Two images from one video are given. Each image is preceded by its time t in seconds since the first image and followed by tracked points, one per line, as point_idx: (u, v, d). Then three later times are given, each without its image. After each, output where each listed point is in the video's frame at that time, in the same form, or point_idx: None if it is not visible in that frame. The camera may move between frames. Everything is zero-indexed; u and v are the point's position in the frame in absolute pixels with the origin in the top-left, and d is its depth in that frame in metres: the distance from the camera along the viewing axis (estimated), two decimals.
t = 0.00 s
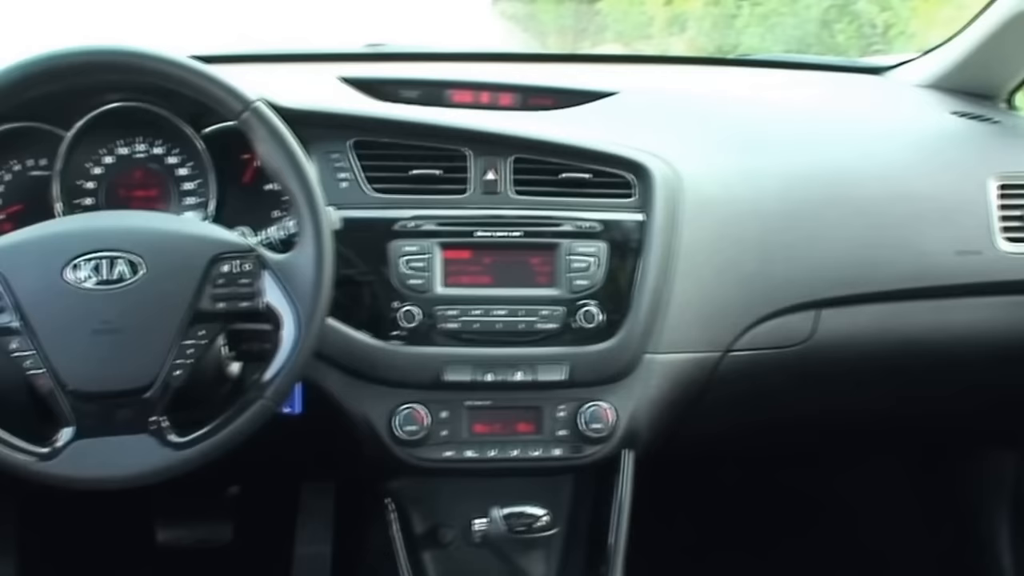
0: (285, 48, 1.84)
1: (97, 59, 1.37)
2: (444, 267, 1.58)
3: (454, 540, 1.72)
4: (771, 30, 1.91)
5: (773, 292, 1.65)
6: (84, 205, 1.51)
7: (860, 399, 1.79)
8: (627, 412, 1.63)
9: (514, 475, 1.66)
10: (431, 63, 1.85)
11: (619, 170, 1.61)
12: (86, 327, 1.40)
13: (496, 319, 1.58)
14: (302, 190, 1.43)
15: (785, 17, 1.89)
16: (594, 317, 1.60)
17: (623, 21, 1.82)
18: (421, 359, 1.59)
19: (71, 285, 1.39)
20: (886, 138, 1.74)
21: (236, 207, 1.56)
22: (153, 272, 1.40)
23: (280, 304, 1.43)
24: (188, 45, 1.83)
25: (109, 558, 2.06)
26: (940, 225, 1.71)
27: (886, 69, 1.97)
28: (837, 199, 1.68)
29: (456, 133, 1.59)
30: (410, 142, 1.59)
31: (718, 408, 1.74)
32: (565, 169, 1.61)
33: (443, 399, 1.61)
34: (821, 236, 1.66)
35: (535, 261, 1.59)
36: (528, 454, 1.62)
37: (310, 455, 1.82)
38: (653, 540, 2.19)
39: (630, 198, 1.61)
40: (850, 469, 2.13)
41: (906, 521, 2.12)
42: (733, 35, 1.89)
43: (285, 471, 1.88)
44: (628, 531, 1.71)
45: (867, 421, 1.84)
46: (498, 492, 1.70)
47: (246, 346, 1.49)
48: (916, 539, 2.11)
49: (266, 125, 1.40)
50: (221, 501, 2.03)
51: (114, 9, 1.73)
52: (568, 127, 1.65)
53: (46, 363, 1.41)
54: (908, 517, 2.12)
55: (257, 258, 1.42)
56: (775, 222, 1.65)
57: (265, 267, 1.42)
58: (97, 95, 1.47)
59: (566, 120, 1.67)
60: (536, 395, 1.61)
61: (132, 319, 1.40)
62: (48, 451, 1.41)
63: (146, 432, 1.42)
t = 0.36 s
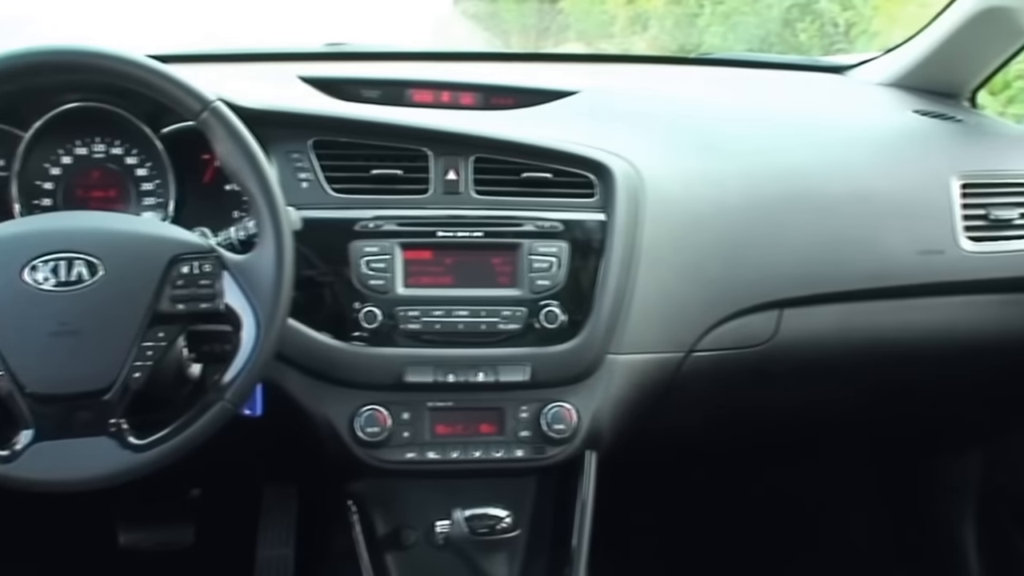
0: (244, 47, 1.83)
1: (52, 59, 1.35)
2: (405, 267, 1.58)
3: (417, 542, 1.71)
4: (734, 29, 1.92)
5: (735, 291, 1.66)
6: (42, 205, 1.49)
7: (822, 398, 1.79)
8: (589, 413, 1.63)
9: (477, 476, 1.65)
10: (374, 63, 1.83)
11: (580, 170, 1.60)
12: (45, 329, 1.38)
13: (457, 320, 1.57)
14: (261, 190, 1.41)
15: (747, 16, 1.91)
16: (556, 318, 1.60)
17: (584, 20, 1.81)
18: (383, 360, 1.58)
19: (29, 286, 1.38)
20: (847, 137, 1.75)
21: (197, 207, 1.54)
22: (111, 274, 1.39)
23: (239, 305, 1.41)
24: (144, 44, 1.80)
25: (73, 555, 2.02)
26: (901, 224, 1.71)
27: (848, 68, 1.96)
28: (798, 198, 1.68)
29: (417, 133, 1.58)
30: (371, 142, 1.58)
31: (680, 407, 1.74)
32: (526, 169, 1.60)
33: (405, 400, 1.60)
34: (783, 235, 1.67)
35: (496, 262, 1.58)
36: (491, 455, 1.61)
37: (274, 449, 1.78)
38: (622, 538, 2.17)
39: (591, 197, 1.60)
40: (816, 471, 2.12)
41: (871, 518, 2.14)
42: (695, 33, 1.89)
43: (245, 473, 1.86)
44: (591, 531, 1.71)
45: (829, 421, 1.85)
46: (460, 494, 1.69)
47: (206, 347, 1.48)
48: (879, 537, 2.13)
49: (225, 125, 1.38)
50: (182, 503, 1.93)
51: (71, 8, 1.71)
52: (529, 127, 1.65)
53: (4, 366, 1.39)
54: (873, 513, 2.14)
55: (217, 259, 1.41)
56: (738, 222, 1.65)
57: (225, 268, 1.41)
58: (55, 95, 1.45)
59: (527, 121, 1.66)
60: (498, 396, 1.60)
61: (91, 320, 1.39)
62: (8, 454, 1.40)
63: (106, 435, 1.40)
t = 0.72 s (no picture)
0: (221, 46, 1.82)
1: (29, 59, 1.34)
2: (384, 267, 1.57)
3: (397, 543, 1.71)
4: (713, 28, 1.90)
5: (715, 291, 1.65)
6: (18, 205, 1.48)
7: (802, 397, 1.80)
8: (569, 414, 1.63)
9: (456, 477, 1.65)
10: (353, 63, 1.81)
11: (558, 169, 1.60)
12: (21, 330, 1.37)
13: (437, 320, 1.57)
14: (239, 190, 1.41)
15: (727, 14, 1.90)
16: (536, 318, 1.59)
17: (564, 20, 1.81)
18: (362, 361, 1.57)
19: (5, 287, 1.37)
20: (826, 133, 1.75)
21: (174, 208, 1.54)
22: (89, 274, 1.38)
23: (217, 306, 1.40)
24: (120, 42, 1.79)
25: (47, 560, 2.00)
26: (881, 224, 1.71)
27: (827, 67, 1.97)
28: (777, 197, 1.68)
29: (395, 133, 1.57)
30: (349, 141, 1.57)
31: (661, 407, 1.74)
32: (505, 168, 1.60)
33: (384, 401, 1.60)
34: (762, 235, 1.67)
35: (475, 262, 1.58)
36: (470, 455, 1.60)
37: (252, 449, 1.77)
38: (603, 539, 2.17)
39: (570, 197, 1.60)
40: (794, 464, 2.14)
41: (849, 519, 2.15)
42: (675, 32, 1.89)
43: (224, 475, 1.85)
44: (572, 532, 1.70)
45: (809, 419, 1.85)
46: (439, 496, 1.69)
47: (184, 347, 1.47)
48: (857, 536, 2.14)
49: (202, 125, 1.38)
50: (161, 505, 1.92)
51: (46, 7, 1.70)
52: (508, 126, 1.64)
53: None
54: (853, 513, 2.14)
55: (195, 259, 1.40)
56: (717, 221, 1.65)
57: (203, 268, 1.40)
58: (31, 95, 1.45)
59: (505, 121, 1.65)
60: (477, 397, 1.60)
61: (68, 321, 1.38)
62: None
63: (83, 436, 1.39)
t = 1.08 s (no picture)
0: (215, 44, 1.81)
1: (26, 57, 1.34)
2: (381, 267, 1.57)
3: (395, 544, 1.69)
4: (710, 27, 1.89)
5: (713, 290, 1.65)
6: (13, 205, 1.47)
7: (800, 397, 1.79)
8: (567, 414, 1.62)
9: (454, 477, 1.64)
10: (352, 62, 1.81)
11: (556, 167, 1.59)
12: (16, 331, 1.37)
13: (434, 320, 1.56)
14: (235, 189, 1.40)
15: (724, 13, 1.88)
16: (533, 317, 1.59)
17: (561, 19, 1.81)
18: (359, 361, 1.57)
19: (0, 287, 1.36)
20: (824, 129, 1.75)
21: (169, 207, 1.54)
22: (84, 273, 1.37)
23: (213, 305, 1.40)
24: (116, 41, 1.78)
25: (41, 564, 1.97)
26: (879, 222, 1.70)
27: (825, 66, 1.97)
28: (775, 195, 1.67)
29: (391, 131, 1.57)
30: (346, 141, 1.57)
31: (660, 406, 1.73)
32: (502, 167, 1.59)
33: (381, 401, 1.59)
34: (759, 234, 1.66)
35: (472, 261, 1.58)
36: (468, 455, 1.60)
37: (248, 450, 1.76)
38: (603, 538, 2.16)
39: (568, 196, 1.59)
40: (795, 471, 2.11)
41: (848, 517, 2.15)
42: (672, 31, 1.88)
43: (221, 476, 1.84)
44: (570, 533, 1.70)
45: (808, 418, 1.84)
46: (437, 496, 1.68)
47: (180, 347, 1.46)
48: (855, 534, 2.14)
49: (198, 124, 1.37)
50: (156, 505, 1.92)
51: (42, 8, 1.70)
52: (504, 124, 1.63)
53: None
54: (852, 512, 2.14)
55: (190, 259, 1.39)
56: (715, 220, 1.64)
57: (198, 268, 1.40)
58: (25, 94, 1.44)
59: (502, 120, 1.64)
60: (475, 396, 1.59)
61: (64, 322, 1.37)
62: None
63: (79, 437, 1.38)
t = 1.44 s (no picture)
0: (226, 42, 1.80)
1: (42, 57, 1.33)
2: (396, 266, 1.56)
3: (410, 543, 1.69)
4: (725, 24, 1.89)
5: (729, 289, 1.64)
6: (28, 203, 1.48)
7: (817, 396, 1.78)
8: (583, 413, 1.62)
9: (469, 476, 1.63)
10: (366, 60, 1.80)
11: (571, 166, 1.59)
12: (32, 329, 1.36)
13: (449, 319, 1.56)
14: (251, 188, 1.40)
15: (739, 11, 1.89)
16: (549, 316, 1.58)
17: (574, 16, 1.81)
18: (374, 360, 1.56)
19: (16, 285, 1.36)
20: (842, 125, 1.74)
21: (183, 206, 1.54)
22: (100, 272, 1.37)
23: (229, 304, 1.40)
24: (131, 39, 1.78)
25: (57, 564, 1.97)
26: (896, 221, 1.70)
27: (841, 64, 1.95)
28: (792, 194, 1.66)
29: (406, 129, 1.56)
30: (361, 139, 1.57)
31: (675, 406, 1.72)
32: (517, 166, 1.59)
33: (396, 400, 1.59)
34: (776, 233, 1.65)
35: (488, 260, 1.57)
36: (483, 455, 1.59)
37: (264, 447, 1.75)
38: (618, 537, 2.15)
39: (583, 194, 1.59)
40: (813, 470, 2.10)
41: (867, 519, 2.13)
42: (686, 29, 1.87)
43: (235, 475, 1.84)
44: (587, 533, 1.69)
45: (824, 418, 1.83)
46: (453, 496, 1.67)
47: (195, 347, 1.47)
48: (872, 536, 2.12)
49: (213, 122, 1.37)
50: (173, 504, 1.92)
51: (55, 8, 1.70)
52: (519, 123, 1.63)
53: None
54: (866, 514, 2.13)
55: (206, 257, 1.39)
56: (732, 219, 1.63)
57: (214, 267, 1.39)
58: (39, 91, 1.45)
59: (517, 119, 1.63)
60: (490, 396, 1.59)
61: (80, 320, 1.37)
62: None
63: (95, 436, 1.38)
